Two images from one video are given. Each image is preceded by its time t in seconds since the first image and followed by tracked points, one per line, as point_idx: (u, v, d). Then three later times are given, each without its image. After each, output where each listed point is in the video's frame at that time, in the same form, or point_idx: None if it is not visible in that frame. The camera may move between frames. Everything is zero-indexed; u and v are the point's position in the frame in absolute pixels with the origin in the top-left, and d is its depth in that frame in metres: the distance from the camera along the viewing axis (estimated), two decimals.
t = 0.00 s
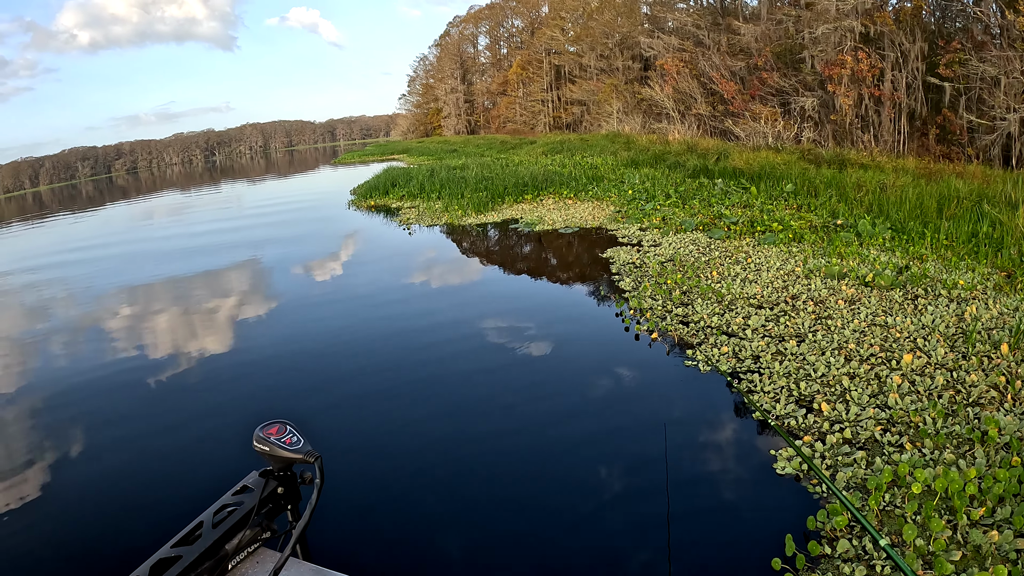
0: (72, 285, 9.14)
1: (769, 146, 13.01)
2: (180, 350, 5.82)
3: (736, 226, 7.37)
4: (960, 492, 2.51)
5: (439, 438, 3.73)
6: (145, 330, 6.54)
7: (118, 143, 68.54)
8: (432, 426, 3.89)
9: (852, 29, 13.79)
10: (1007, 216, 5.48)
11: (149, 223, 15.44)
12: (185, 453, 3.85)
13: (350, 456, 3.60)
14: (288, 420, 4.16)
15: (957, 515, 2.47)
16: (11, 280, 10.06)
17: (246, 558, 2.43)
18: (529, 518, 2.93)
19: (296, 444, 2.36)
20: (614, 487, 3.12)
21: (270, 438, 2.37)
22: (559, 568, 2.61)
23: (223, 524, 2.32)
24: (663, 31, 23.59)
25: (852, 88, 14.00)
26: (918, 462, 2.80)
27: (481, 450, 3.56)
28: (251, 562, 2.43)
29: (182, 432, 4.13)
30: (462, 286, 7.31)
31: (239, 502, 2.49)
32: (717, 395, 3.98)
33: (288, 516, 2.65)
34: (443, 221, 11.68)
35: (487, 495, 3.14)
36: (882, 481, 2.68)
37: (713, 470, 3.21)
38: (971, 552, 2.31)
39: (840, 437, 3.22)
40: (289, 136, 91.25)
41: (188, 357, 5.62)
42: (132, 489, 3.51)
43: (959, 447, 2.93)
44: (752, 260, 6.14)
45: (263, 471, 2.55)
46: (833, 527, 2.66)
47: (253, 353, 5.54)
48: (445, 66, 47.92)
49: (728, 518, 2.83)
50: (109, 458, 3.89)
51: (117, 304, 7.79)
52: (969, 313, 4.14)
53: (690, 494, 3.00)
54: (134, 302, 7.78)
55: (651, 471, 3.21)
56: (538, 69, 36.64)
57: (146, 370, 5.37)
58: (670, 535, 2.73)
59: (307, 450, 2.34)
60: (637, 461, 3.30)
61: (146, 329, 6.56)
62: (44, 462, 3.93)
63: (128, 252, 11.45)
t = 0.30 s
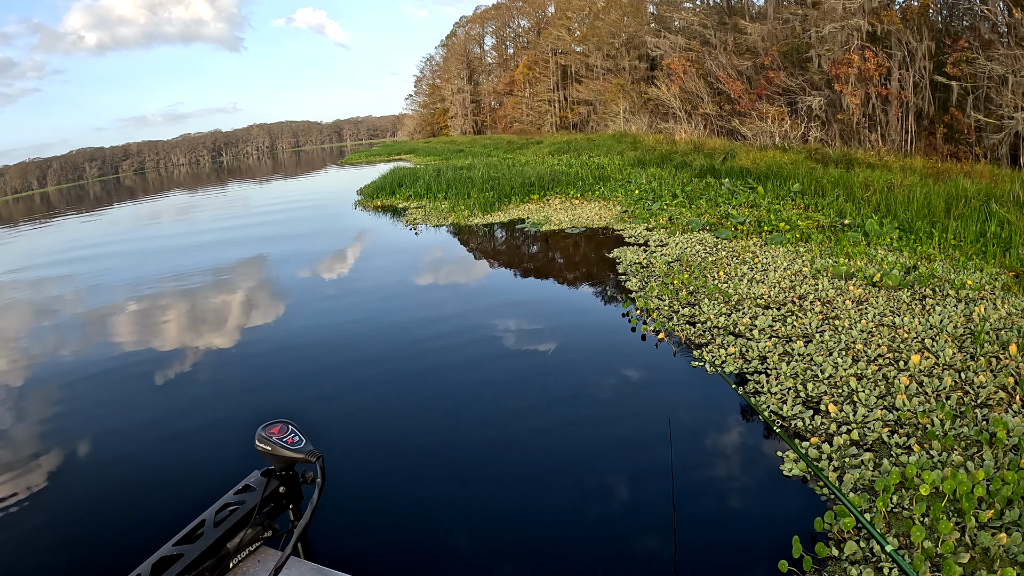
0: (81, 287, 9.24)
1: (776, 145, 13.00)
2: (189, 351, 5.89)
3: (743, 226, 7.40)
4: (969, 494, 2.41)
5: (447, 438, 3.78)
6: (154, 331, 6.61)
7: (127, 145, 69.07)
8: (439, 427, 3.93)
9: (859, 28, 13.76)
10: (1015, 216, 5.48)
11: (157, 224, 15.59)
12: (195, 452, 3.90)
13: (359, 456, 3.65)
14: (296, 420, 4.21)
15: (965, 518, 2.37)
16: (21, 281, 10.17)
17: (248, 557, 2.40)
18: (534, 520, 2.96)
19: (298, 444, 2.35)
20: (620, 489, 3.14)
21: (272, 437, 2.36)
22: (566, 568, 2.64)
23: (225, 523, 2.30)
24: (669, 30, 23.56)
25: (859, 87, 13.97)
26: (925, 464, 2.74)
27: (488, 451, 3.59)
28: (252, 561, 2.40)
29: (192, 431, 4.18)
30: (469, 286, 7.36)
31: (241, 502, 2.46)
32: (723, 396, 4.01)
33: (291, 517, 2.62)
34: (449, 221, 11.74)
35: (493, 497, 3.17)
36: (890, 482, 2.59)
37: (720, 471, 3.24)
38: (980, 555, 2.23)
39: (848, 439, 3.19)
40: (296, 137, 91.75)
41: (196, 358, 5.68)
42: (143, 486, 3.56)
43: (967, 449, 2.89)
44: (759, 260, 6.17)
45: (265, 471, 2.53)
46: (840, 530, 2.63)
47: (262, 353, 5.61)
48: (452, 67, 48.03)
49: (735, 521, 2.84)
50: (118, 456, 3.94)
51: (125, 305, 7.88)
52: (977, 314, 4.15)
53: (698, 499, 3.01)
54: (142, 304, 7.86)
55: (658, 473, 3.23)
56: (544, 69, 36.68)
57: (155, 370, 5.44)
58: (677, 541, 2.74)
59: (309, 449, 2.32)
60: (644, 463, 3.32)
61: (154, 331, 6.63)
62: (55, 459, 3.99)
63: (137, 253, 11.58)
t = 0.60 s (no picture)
0: (82, 284, 9.24)
1: (779, 145, 12.97)
2: (191, 349, 5.88)
3: (746, 226, 7.41)
4: (973, 496, 2.42)
5: (448, 438, 3.78)
6: (156, 329, 6.61)
7: (130, 144, 69.23)
8: (440, 427, 3.93)
9: (862, 27, 13.75)
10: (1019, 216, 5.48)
11: (158, 223, 15.59)
12: (197, 449, 3.90)
13: (361, 456, 3.66)
14: (299, 418, 4.22)
15: (969, 520, 2.37)
16: (23, 279, 10.16)
17: (249, 557, 2.38)
18: (538, 519, 2.97)
19: (298, 444, 2.32)
20: (624, 489, 3.15)
21: (273, 438, 2.34)
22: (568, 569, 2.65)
23: (226, 523, 2.27)
24: (672, 30, 23.55)
25: (862, 87, 13.95)
26: (929, 466, 2.74)
27: (490, 451, 3.60)
28: (254, 561, 2.37)
29: (195, 428, 4.19)
30: (471, 286, 7.37)
31: (242, 502, 2.44)
32: (726, 396, 4.02)
33: (292, 517, 2.59)
34: (452, 221, 11.75)
35: (497, 497, 3.18)
36: (893, 484, 2.59)
37: (724, 471, 3.25)
38: (984, 557, 2.22)
39: (851, 440, 3.18)
40: (298, 137, 91.84)
41: (198, 355, 5.68)
42: (144, 483, 3.56)
43: (971, 450, 2.89)
44: (762, 261, 6.18)
45: (266, 470, 2.50)
46: (844, 532, 2.62)
47: (265, 351, 5.62)
48: (454, 67, 48.08)
49: (738, 522, 2.85)
50: (120, 454, 3.94)
51: (127, 303, 7.87)
52: (981, 315, 4.15)
53: (701, 499, 3.02)
54: (144, 302, 7.86)
55: (662, 472, 3.24)
56: (547, 69, 36.70)
57: (157, 369, 5.43)
58: (682, 541, 2.75)
59: (310, 450, 2.30)
60: (647, 463, 3.33)
61: (156, 328, 6.63)
62: (57, 456, 3.99)
63: (139, 252, 11.59)
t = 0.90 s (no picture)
0: (82, 282, 9.22)
1: (781, 145, 12.96)
2: (192, 346, 5.86)
3: (748, 226, 7.41)
4: (976, 497, 2.42)
5: (449, 439, 3.78)
6: (156, 326, 6.58)
7: (131, 144, 69.26)
8: (441, 428, 3.93)
9: (864, 27, 13.75)
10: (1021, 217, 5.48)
11: (158, 222, 15.56)
12: (197, 447, 3.89)
13: (362, 456, 3.65)
14: (300, 417, 4.21)
15: (973, 522, 2.37)
16: (23, 277, 10.11)
17: (252, 556, 2.38)
18: (538, 518, 2.97)
19: (301, 444, 2.32)
20: (625, 489, 3.16)
21: (275, 438, 2.34)
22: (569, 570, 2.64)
23: (228, 523, 2.27)
24: (673, 30, 23.53)
25: (864, 87, 13.95)
26: (932, 468, 2.74)
27: (490, 452, 3.59)
28: (256, 561, 2.37)
29: (195, 426, 4.18)
30: (472, 285, 7.38)
31: (245, 501, 2.44)
32: (727, 396, 4.03)
33: (295, 517, 2.59)
34: (453, 221, 11.75)
35: (498, 496, 3.18)
36: (897, 485, 2.59)
37: (724, 470, 3.26)
38: (987, 559, 2.23)
39: (855, 441, 3.18)
40: (299, 136, 91.84)
41: (199, 353, 5.67)
42: (144, 482, 3.55)
43: (975, 452, 2.89)
44: (765, 261, 6.18)
45: (268, 470, 2.50)
46: (847, 534, 2.62)
47: (265, 350, 5.61)
48: (455, 66, 48.09)
49: (740, 522, 2.85)
50: (120, 452, 3.93)
51: (127, 300, 7.84)
52: (983, 316, 4.15)
53: (703, 499, 3.02)
54: (144, 299, 7.83)
55: (662, 472, 3.25)
56: (548, 69, 36.70)
57: (157, 366, 5.41)
58: (683, 542, 2.76)
59: (312, 449, 2.30)
60: (648, 463, 3.34)
61: (156, 326, 6.60)
62: (56, 454, 3.98)
63: (139, 250, 11.56)
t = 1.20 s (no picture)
0: (81, 284, 9.19)
1: (782, 146, 12.97)
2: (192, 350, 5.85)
3: (751, 227, 7.41)
4: (983, 499, 2.42)
5: (452, 439, 3.76)
6: (156, 329, 6.57)
7: (131, 144, 69.18)
8: (443, 428, 3.91)
9: (865, 28, 13.77)
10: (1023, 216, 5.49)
11: (159, 223, 15.54)
12: (199, 450, 3.88)
13: (364, 456, 3.64)
14: (302, 418, 4.21)
15: (980, 523, 2.37)
16: (23, 278, 10.09)
17: (261, 558, 2.38)
18: (541, 517, 2.97)
19: (310, 445, 2.32)
20: (625, 486, 3.15)
21: (285, 439, 2.34)
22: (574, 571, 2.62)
23: (237, 525, 2.26)
24: (674, 30, 23.55)
25: (865, 87, 13.96)
26: (939, 469, 2.74)
27: (493, 451, 3.58)
28: (265, 563, 2.37)
29: (196, 428, 4.18)
30: (473, 285, 7.37)
31: (253, 503, 2.42)
32: (728, 395, 4.03)
33: (303, 519, 2.58)
34: (454, 221, 11.74)
35: (499, 495, 3.17)
36: (905, 487, 2.58)
37: (728, 469, 3.24)
38: (996, 560, 2.23)
39: (862, 442, 3.17)
40: (299, 136, 91.75)
41: (200, 356, 5.65)
42: (146, 486, 3.54)
43: (981, 453, 2.89)
44: (768, 262, 6.18)
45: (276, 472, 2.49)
46: (856, 535, 2.58)
47: (266, 351, 5.60)
48: (456, 67, 48.08)
49: (740, 518, 2.85)
50: (122, 456, 3.92)
51: (126, 302, 7.82)
52: (987, 316, 4.15)
53: (703, 496, 3.02)
54: (144, 301, 7.81)
55: (666, 472, 3.23)
56: (548, 69, 36.70)
57: (157, 369, 5.40)
58: (684, 538, 2.75)
59: (322, 451, 2.30)
60: (648, 461, 3.33)
61: (156, 329, 6.59)
62: (58, 458, 3.97)
63: (139, 251, 11.53)
